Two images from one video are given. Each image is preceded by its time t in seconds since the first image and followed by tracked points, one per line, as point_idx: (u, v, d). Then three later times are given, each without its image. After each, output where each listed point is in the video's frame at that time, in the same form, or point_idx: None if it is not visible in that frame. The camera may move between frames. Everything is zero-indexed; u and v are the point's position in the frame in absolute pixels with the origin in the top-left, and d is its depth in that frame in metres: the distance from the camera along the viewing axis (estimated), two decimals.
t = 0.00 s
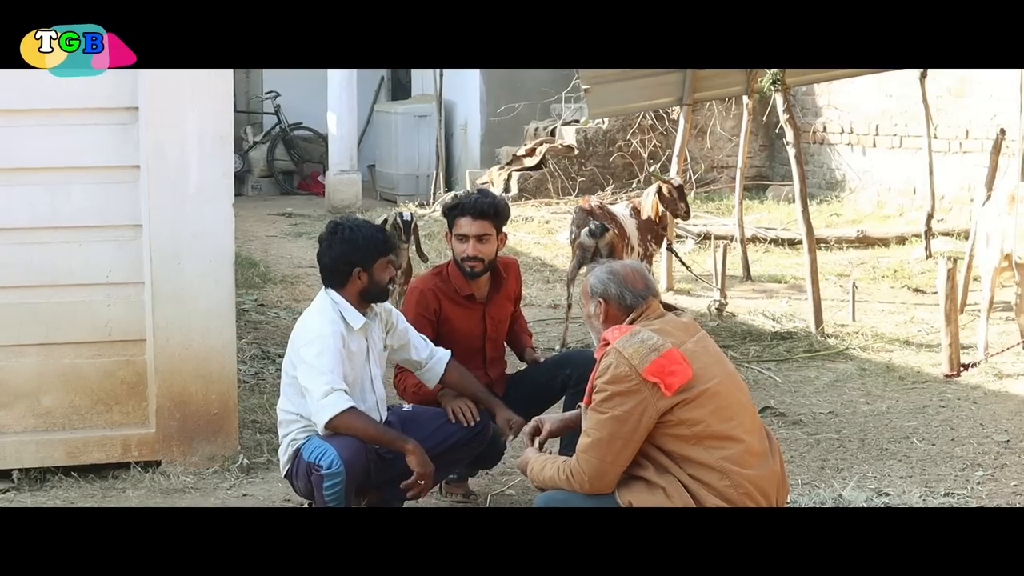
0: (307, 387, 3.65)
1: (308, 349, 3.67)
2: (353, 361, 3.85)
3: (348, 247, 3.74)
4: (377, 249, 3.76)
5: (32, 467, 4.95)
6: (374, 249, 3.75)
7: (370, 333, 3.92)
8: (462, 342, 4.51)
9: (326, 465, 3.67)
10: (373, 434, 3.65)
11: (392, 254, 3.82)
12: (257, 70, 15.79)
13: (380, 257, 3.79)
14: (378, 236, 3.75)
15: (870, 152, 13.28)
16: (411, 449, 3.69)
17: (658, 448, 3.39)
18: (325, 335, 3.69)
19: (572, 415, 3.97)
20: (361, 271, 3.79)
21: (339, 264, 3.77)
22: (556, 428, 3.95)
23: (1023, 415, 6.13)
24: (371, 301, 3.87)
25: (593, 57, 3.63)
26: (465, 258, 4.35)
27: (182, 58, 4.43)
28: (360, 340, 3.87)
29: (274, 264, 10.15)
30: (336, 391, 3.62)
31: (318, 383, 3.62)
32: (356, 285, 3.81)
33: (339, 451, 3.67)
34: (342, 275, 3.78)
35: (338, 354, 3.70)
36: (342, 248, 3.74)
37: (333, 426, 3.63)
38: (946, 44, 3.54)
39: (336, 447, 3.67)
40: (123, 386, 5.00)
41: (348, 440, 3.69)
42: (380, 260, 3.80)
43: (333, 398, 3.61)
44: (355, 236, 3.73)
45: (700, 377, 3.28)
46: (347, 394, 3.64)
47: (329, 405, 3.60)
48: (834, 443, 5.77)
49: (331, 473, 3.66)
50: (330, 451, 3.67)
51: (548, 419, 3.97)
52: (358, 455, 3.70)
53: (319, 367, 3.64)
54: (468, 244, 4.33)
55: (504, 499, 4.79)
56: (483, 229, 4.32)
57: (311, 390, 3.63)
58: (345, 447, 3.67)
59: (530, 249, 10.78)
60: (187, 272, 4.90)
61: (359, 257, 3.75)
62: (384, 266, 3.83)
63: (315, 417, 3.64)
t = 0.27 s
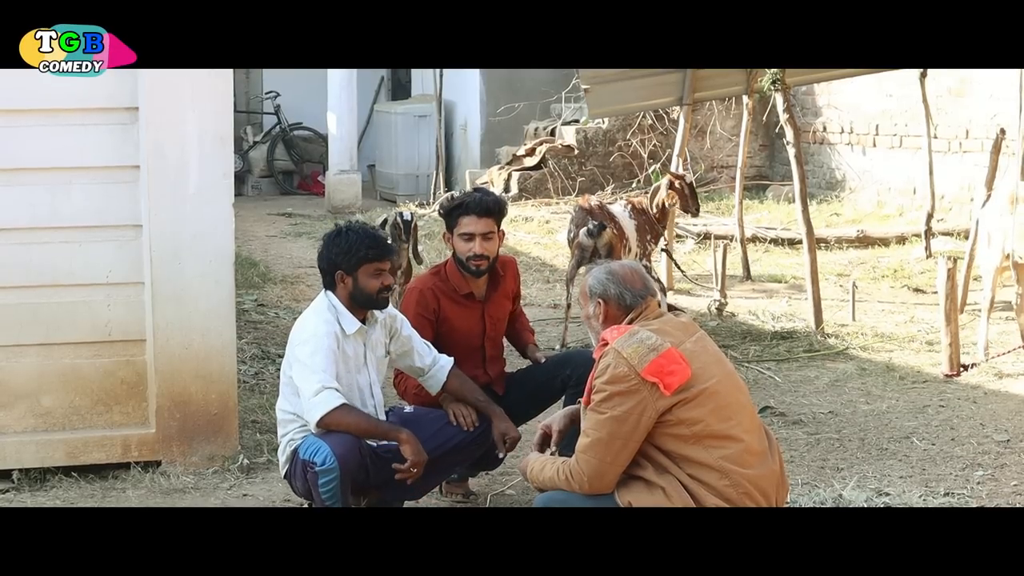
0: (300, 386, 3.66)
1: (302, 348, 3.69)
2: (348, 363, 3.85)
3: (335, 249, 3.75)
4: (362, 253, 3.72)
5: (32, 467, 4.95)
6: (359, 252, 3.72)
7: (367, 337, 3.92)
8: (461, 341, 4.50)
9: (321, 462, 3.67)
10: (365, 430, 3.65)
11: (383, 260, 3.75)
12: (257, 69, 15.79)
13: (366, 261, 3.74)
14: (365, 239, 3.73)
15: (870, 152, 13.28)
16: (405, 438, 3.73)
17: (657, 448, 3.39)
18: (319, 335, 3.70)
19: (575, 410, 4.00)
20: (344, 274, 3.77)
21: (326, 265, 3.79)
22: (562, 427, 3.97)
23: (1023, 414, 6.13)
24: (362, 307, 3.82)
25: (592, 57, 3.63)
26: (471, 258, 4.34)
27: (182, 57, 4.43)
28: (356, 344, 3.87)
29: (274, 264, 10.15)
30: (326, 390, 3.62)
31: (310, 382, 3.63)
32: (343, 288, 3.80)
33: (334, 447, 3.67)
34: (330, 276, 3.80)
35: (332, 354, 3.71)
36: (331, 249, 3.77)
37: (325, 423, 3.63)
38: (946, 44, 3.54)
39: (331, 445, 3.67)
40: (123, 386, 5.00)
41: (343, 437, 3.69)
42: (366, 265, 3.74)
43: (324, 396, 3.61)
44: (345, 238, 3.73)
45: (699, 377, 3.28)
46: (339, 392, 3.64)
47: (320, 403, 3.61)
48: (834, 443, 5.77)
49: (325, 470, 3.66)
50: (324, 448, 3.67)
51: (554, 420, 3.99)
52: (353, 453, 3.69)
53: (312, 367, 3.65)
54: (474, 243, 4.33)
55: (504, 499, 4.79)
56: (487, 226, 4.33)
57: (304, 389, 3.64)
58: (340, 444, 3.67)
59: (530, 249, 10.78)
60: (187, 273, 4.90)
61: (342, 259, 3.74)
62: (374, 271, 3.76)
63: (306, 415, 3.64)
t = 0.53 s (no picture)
0: (298, 386, 3.66)
1: (301, 348, 3.70)
2: (348, 365, 3.85)
3: (338, 250, 3.75)
4: (365, 254, 3.72)
5: (32, 468, 4.95)
6: (361, 253, 3.72)
7: (369, 339, 3.92)
8: (456, 338, 4.50)
9: (319, 460, 3.67)
10: (362, 426, 3.66)
11: (386, 262, 3.75)
12: (257, 70, 15.80)
13: (368, 263, 3.74)
14: (369, 240, 3.73)
15: (870, 153, 13.28)
16: (403, 432, 3.73)
17: (656, 449, 3.39)
18: (319, 336, 3.71)
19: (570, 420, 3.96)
20: (346, 274, 3.77)
21: (328, 265, 3.80)
22: (556, 439, 3.95)
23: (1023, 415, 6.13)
24: (363, 309, 3.82)
25: (592, 57, 3.63)
26: (465, 252, 4.35)
27: (182, 57, 4.43)
28: (358, 346, 3.86)
29: (274, 265, 10.15)
30: (322, 390, 3.62)
31: (308, 381, 3.64)
32: (345, 290, 3.80)
33: (332, 446, 3.67)
34: (331, 278, 3.80)
35: (331, 355, 3.72)
36: (334, 250, 3.77)
37: (323, 422, 3.63)
38: (945, 44, 3.54)
39: (329, 443, 3.67)
40: (123, 386, 5.00)
41: (342, 435, 3.69)
42: (368, 267, 3.74)
43: (321, 396, 3.62)
44: (348, 239, 3.74)
45: (698, 377, 3.28)
46: (336, 392, 3.65)
47: (317, 402, 3.61)
48: (834, 443, 5.77)
49: (323, 468, 3.66)
50: (323, 447, 3.67)
51: (548, 431, 3.97)
52: (352, 451, 3.69)
53: (309, 367, 3.66)
54: (469, 237, 4.34)
55: (504, 500, 4.78)
56: (482, 221, 4.33)
57: (301, 388, 3.65)
58: (338, 443, 3.67)
59: (530, 250, 10.78)
60: (187, 273, 4.90)
61: (345, 260, 3.74)
62: (376, 273, 3.76)
63: (304, 415, 3.64)
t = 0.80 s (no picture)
0: (306, 387, 3.66)
1: (308, 348, 3.69)
2: (352, 365, 3.85)
3: (345, 250, 3.74)
4: (374, 253, 3.73)
5: (32, 468, 4.95)
6: (370, 252, 3.72)
7: (373, 339, 3.92)
8: (456, 342, 4.50)
9: (323, 461, 3.67)
10: (369, 430, 3.65)
11: (393, 261, 3.77)
12: (257, 70, 15.80)
13: (376, 262, 3.74)
14: (377, 239, 3.73)
15: (870, 153, 13.28)
16: (409, 439, 3.73)
17: (654, 449, 3.39)
18: (326, 336, 3.70)
19: (569, 425, 3.96)
20: (354, 274, 3.76)
21: (335, 265, 3.78)
22: (554, 443, 3.94)
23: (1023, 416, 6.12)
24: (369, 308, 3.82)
25: (592, 57, 3.63)
26: (452, 263, 4.33)
27: (182, 57, 4.43)
28: (361, 346, 3.87)
29: (274, 265, 10.14)
30: (333, 390, 3.62)
31: (316, 382, 3.63)
32: (350, 290, 3.78)
33: (337, 447, 3.67)
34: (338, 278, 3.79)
35: (338, 355, 3.71)
36: (341, 249, 3.75)
37: (329, 424, 3.63)
38: (945, 44, 3.54)
39: (334, 445, 3.67)
40: (123, 387, 5.00)
41: (347, 438, 3.69)
42: (376, 266, 3.75)
43: (329, 397, 3.62)
44: (354, 239, 3.73)
45: (695, 377, 3.28)
46: (344, 392, 3.65)
47: (326, 403, 3.61)
48: (834, 444, 5.77)
49: (328, 470, 3.66)
50: (327, 448, 3.67)
51: (547, 436, 3.95)
52: (356, 453, 3.70)
53: (319, 367, 3.65)
54: (456, 249, 4.30)
55: (504, 500, 4.78)
56: (469, 233, 4.28)
57: (309, 389, 3.64)
58: (343, 445, 3.67)
59: (530, 250, 10.79)
60: (187, 274, 4.90)
61: (353, 260, 3.73)
62: (383, 272, 3.76)
63: (311, 415, 3.64)
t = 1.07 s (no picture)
0: (311, 388, 3.64)
1: (313, 349, 3.68)
2: (355, 366, 3.85)
3: (359, 251, 3.72)
4: (388, 253, 3.76)
5: (32, 468, 4.95)
6: (386, 252, 3.75)
7: (375, 338, 3.93)
8: (460, 346, 4.50)
9: (328, 462, 3.67)
10: (374, 431, 3.65)
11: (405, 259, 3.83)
12: (257, 71, 15.80)
13: (392, 262, 3.78)
14: (390, 239, 3.75)
15: (870, 153, 13.29)
16: (415, 439, 3.73)
17: (652, 449, 3.39)
18: (331, 336, 3.70)
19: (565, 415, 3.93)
20: (374, 276, 3.78)
21: (351, 267, 3.75)
22: (546, 429, 3.93)
23: (1023, 416, 6.12)
24: (379, 307, 3.87)
25: (592, 57, 3.63)
26: (461, 267, 4.32)
27: (183, 57, 4.44)
28: (364, 346, 3.87)
29: (274, 265, 10.13)
30: (339, 390, 3.62)
31: (321, 382, 3.62)
32: (368, 290, 3.80)
33: (342, 448, 3.67)
34: (357, 280, 3.77)
35: (343, 355, 3.71)
36: (354, 251, 3.73)
37: (335, 424, 3.63)
38: (946, 44, 3.54)
39: (339, 446, 3.67)
40: (123, 387, 5.00)
41: (352, 438, 3.69)
42: (391, 265, 3.79)
43: (335, 397, 3.61)
44: (367, 239, 3.72)
45: (693, 377, 3.28)
46: (349, 393, 3.64)
47: (331, 404, 3.60)
48: (834, 444, 5.76)
49: (333, 470, 3.66)
50: (332, 449, 3.67)
51: (541, 419, 3.94)
52: (360, 453, 3.70)
53: (325, 368, 3.64)
54: (464, 253, 4.30)
55: (504, 500, 4.78)
56: (477, 237, 4.29)
57: (314, 389, 3.63)
58: (348, 445, 3.68)
59: (530, 250, 10.78)
60: (187, 274, 4.90)
61: (372, 260, 3.74)
62: (397, 270, 3.83)
63: (316, 416, 3.63)
